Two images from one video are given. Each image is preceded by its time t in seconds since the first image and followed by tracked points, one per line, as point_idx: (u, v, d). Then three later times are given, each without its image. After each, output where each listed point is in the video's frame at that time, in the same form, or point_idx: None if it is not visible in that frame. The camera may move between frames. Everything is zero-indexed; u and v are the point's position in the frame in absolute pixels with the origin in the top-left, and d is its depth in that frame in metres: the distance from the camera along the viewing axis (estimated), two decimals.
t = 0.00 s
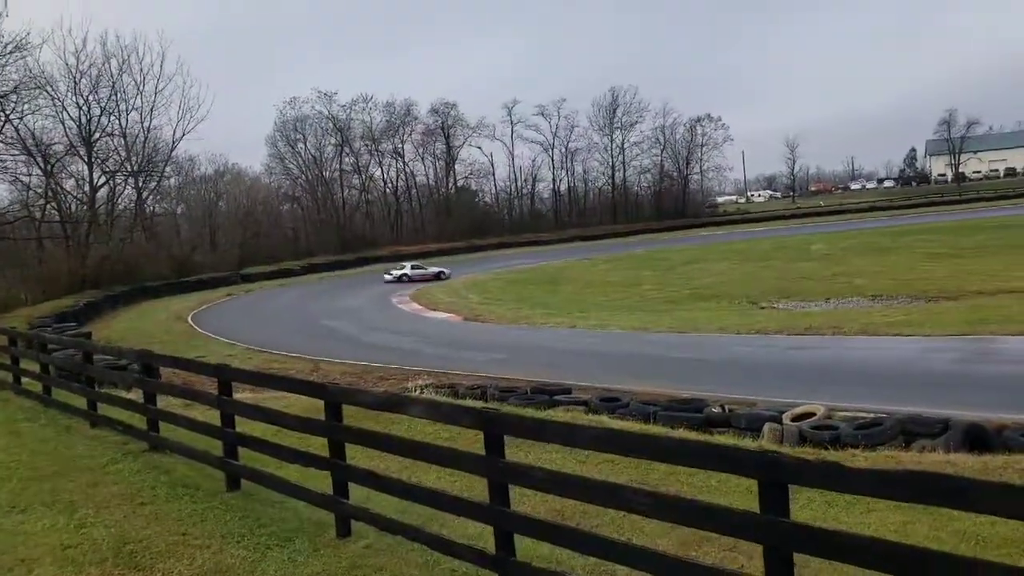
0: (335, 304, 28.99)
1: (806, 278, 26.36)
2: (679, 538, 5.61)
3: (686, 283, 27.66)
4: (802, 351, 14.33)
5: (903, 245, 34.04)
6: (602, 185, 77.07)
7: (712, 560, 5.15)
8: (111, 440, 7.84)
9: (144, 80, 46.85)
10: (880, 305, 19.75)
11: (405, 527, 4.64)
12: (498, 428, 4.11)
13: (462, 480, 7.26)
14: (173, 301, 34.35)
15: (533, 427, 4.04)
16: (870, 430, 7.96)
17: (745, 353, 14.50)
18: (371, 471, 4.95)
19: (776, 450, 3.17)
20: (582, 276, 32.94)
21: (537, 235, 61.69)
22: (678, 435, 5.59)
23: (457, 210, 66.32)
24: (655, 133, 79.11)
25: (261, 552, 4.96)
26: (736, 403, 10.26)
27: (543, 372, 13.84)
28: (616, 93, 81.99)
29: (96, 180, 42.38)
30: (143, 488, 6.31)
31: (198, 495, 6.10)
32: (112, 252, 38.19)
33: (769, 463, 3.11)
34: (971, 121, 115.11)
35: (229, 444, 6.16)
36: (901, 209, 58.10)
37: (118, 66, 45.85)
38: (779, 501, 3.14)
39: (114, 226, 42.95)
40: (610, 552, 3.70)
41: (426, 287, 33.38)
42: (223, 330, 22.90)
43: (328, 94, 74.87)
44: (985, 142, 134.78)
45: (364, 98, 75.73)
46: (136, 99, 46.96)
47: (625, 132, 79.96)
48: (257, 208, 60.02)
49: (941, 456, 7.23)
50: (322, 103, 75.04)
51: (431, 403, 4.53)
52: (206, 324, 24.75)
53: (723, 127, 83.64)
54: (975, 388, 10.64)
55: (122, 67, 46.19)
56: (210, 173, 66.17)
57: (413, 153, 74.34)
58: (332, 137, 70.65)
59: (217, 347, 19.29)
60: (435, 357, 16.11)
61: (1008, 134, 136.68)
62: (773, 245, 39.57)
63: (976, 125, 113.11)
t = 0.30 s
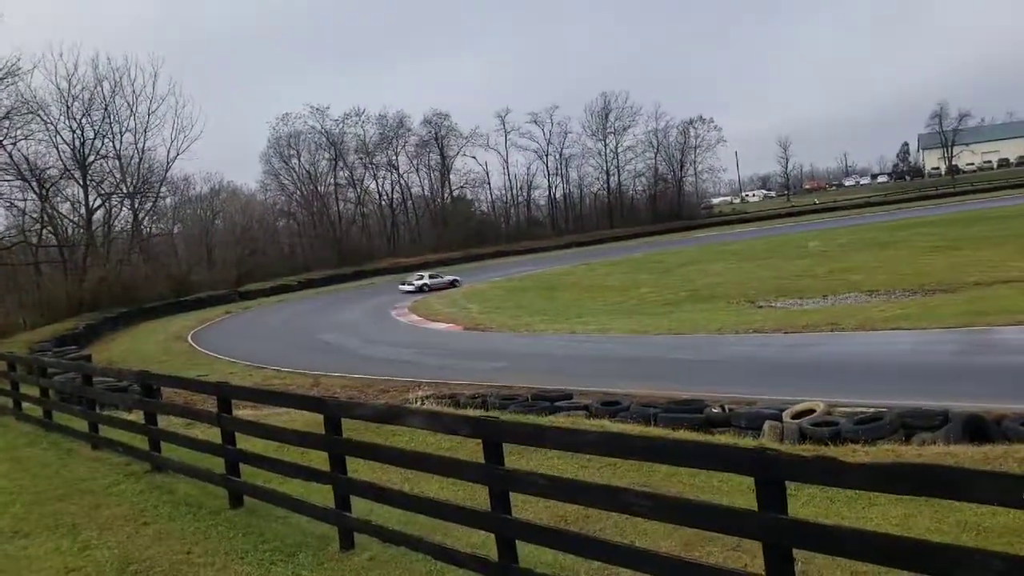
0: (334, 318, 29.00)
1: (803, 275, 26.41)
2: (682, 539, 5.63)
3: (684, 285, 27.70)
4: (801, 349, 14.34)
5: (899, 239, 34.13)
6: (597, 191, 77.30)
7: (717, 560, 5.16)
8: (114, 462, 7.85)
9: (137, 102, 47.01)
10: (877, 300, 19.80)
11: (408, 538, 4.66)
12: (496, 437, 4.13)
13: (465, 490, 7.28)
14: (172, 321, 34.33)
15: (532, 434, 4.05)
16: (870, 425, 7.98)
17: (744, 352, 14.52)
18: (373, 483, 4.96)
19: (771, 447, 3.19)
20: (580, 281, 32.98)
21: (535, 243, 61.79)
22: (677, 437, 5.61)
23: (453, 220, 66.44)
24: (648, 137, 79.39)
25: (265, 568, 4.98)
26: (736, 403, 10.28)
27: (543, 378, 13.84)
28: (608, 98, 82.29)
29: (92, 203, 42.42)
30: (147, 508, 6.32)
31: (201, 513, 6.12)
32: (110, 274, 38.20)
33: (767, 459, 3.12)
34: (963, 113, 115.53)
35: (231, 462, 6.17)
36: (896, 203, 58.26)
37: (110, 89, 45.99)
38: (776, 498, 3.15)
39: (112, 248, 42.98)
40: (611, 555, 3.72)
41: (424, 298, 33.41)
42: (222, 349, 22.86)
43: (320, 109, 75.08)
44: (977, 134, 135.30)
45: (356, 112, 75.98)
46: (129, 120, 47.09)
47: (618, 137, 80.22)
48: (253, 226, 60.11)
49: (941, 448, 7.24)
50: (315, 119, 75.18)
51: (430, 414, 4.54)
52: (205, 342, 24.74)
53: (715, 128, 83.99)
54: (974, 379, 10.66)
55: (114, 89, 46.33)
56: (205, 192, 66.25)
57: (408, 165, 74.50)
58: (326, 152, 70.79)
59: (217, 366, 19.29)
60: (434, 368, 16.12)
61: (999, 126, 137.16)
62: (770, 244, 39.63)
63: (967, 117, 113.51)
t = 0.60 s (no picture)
0: (326, 328, 28.94)
1: (795, 281, 26.52)
2: (678, 545, 5.63)
3: (676, 292, 27.78)
4: (794, 354, 14.38)
5: (890, 244, 34.31)
6: (588, 199, 77.53)
7: (712, 566, 5.17)
8: (107, 474, 7.81)
9: (127, 114, 46.96)
10: (868, 305, 19.89)
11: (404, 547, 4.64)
12: (490, 445, 4.13)
13: (460, 498, 7.27)
14: (164, 333, 34.22)
15: (525, 441, 4.04)
16: (863, 429, 8.02)
17: (737, 358, 14.57)
18: (366, 492, 4.96)
19: (766, 453, 3.20)
20: (573, 289, 33.03)
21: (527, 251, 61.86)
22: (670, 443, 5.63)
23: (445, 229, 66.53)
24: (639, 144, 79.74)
25: None
26: (730, 409, 10.31)
27: (537, 386, 13.83)
28: (598, 107, 82.63)
29: (83, 215, 42.29)
30: (140, 521, 6.29)
31: (196, 525, 6.09)
32: (102, 287, 38.04)
33: (761, 465, 3.14)
34: (951, 119, 116.33)
35: (226, 473, 6.15)
36: (886, 208, 58.58)
37: (100, 101, 45.92)
38: (771, 504, 3.17)
39: (103, 261, 42.85)
40: (606, 561, 3.72)
41: (417, 308, 33.39)
42: (214, 360, 22.75)
43: (311, 120, 75.12)
44: (965, 141, 136.38)
45: (348, 122, 76.13)
46: (120, 132, 47.03)
47: (609, 144, 80.49)
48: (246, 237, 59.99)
49: (935, 451, 7.27)
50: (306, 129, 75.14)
51: (424, 422, 4.54)
52: (198, 354, 24.66)
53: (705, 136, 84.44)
54: (966, 383, 10.70)
55: (105, 101, 46.27)
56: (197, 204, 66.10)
57: (399, 174, 74.58)
58: (317, 163, 70.77)
59: (209, 377, 19.22)
60: (427, 377, 16.11)
61: (987, 131, 138.26)
62: (761, 250, 39.79)
63: (956, 123, 114.25)
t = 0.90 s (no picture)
0: (307, 331, 28.75)
1: (775, 283, 26.69)
2: (661, 548, 5.63)
3: (657, 294, 27.87)
4: (775, 356, 14.46)
5: (869, 246, 34.63)
6: (570, 201, 77.68)
7: (695, 569, 5.17)
8: (83, 480, 7.68)
9: (106, 115, 46.47)
10: (848, 306, 20.05)
11: (385, 552, 4.59)
12: (472, 450, 4.10)
13: (442, 503, 7.21)
14: (142, 336, 33.83)
15: (507, 445, 4.02)
16: (844, 431, 8.08)
17: (718, 360, 14.62)
18: (348, 497, 4.90)
19: (748, 455, 3.20)
20: (555, 291, 33.05)
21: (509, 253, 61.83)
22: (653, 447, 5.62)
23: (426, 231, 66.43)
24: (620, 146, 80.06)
25: None
26: (712, 410, 10.34)
27: (519, 389, 13.79)
28: (580, 109, 82.86)
29: (60, 217, 41.76)
30: (118, 526, 6.19)
31: (175, 531, 6.00)
32: (79, 289, 37.58)
33: (744, 467, 3.13)
34: (928, 122, 117.66)
35: (205, 478, 6.06)
36: (864, 211, 59.19)
37: (77, 101, 45.39)
38: (755, 507, 3.16)
39: (81, 263, 42.35)
40: (589, 565, 3.69)
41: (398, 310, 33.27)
42: (193, 363, 22.52)
43: (291, 121, 74.63)
44: (942, 144, 138.10)
45: (328, 124, 75.76)
46: (98, 133, 46.52)
47: (591, 147, 80.72)
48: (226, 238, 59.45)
49: (916, 453, 7.32)
50: (286, 131, 74.70)
51: (404, 426, 4.50)
52: (177, 357, 24.41)
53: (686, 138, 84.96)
54: (945, 385, 10.79)
55: (82, 102, 45.73)
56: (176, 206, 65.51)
57: (380, 176, 74.36)
58: (297, 164, 70.33)
59: (188, 380, 19.01)
60: (409, 380, 16.03)
61: (962, 134, 140.04)
62: (742, 252, 40.03)
63: (934, 125, 115.62)
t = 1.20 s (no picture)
0: (244, 334, 28.08)
1: (714, 286, 27.19)
2: (603, 550, 5.63)
3: (600, 297, 28.09)
4: (714, 358, 14.71)
5: (803, 251, 35.58)
6: (513, 204, 77.76)
7: (637, 571, 5.18)
8: (7, 487, 7.30)
9: (35, 110, 44.61)
10: (783, 310, 20.55)
11: (326, 559, 4.46)
12: (415, 453, 4.01)
13: (383, 508, 7.08)
14: (70, 339, 32.52)
15: (450, 447, 3.94)
16: (782, 432, 8.24)
17: (659, 362, 14.80)
18: (287, 502, 4.75)
19: (690, 457, 3.19)
20: (498, 294, 33.03)
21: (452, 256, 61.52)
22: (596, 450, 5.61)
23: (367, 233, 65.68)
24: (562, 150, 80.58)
25: None
26: (653, 412, 10.43)
27: (462, 392, 13.69)
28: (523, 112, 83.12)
29: None
30: (44, 535, 5.89)
31: (104, 539, 5.74)
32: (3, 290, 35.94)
33: (686, 468, 3.12)
34: (859, 131, 121.64)
35: (137, 484, 5.81)
36: (799, 217, 60.79)
37: (5, 96, 43.48)
38: (699, 508, 3.15)
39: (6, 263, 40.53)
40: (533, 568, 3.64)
41: (339, 313, 32.78)
42: (126, 366, 21.77)
43: (228, 120, 72.88)
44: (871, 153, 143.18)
45: (267, 123, 74.24)
46: (26, 130, 44.65)
47: (534, 150, 81.03)
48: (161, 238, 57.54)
49: (852, 453, 7.49)
50: (223, 129, 72.91)
51: (344, 429, 4.37)
52: (107, 360, 23.55)
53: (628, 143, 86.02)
54: (875, 387, 11.12)
55: (10, 97, 43.83)
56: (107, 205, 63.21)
57: (320, 177, 73.26)
58: (234, 164, 68.68)
59: (120, 384, 18.33)
60: (349, 383, 15.76)
61: (891, 144, 145.23)
62: (682, 256, 40.67)
63: (866, 134, 119.53)
